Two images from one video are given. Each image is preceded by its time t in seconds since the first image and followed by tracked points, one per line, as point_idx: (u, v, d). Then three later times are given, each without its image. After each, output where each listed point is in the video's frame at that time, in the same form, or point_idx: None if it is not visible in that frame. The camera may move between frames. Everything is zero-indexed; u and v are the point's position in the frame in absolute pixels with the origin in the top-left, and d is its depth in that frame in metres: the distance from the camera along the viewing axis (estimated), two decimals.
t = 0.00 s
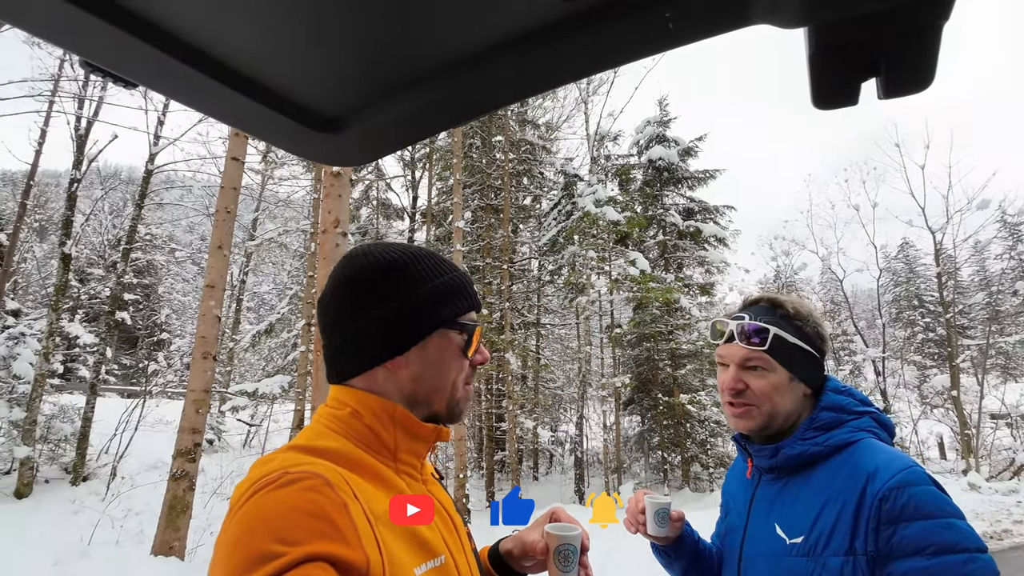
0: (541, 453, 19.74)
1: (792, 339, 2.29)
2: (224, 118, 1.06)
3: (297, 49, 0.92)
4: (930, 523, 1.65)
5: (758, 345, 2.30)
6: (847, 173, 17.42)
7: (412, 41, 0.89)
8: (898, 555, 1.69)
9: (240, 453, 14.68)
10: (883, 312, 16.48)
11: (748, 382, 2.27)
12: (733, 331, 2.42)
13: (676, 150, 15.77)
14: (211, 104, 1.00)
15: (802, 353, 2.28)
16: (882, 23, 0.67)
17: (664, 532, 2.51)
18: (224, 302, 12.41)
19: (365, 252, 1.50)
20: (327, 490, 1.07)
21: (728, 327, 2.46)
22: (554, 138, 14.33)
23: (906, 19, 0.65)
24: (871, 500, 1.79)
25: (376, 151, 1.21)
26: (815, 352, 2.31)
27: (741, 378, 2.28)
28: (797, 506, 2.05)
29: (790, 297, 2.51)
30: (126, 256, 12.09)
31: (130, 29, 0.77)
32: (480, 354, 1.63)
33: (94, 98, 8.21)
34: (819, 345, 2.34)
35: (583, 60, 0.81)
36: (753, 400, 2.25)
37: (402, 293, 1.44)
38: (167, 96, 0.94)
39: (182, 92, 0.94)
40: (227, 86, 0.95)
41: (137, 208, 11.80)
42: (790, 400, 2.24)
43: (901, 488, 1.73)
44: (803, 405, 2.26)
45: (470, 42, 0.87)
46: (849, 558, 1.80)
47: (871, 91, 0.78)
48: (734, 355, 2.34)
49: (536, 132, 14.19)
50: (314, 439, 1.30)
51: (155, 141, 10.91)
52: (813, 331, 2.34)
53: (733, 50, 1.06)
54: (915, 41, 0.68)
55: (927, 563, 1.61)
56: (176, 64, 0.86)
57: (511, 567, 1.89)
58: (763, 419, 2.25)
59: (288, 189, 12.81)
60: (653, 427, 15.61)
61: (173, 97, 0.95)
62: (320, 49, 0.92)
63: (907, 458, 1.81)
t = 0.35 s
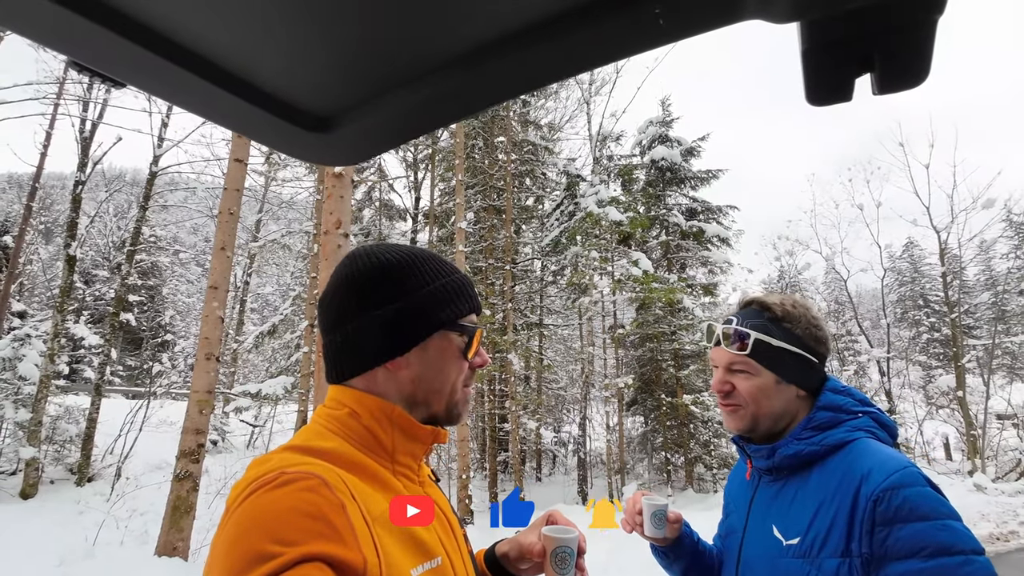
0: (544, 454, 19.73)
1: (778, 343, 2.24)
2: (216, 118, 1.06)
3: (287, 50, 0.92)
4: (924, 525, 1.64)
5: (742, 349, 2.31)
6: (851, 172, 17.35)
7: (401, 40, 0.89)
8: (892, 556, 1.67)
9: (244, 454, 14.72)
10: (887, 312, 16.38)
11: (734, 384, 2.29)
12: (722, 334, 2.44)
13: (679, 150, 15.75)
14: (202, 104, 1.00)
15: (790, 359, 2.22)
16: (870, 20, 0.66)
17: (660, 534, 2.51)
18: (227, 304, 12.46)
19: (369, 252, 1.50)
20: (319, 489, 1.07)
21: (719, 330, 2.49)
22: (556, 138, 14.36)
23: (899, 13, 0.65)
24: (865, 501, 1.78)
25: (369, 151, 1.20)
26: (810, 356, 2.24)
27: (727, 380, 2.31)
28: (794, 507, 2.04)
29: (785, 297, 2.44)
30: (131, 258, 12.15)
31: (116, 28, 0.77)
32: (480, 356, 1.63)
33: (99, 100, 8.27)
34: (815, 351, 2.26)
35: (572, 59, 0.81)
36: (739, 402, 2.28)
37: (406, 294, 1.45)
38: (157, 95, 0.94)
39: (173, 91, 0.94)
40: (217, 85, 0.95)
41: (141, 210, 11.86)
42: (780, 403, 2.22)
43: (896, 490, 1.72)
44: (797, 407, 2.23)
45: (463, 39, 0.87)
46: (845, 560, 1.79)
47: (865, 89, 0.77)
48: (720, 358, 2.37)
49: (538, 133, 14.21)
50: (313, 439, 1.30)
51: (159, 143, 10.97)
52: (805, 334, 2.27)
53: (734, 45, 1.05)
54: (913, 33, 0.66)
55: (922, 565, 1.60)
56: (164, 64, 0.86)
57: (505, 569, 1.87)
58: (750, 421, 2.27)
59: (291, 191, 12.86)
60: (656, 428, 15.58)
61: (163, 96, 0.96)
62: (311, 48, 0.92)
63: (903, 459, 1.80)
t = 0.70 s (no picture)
0: (546, 457, 19.68)
1: (789, 349, 2.23)
2: (211, 117, 1.05)
3: (282, 49, 0.91)
4: (929, 531, 1.62)
5: (752, 354, 2.29)
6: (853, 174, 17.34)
7: (397, 39, 0.89)
8: (895, 563, 1.66)
9: (246, 457, 14.72)
10: (891, 313, 16.30)
11: (743, 387, 2.29)
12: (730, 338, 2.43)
13: (681, 152, 15.76)
14: (197, 104, 1.00)
15: (802, 364, 2.20)
16: (870, 17, 0.66)
17: (661, 538, 2.48)
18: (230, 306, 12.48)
19: (369, 254, 1.50)
20: (318, 494, 1.06)
21: (728, 332, 2.47)
22: (557, 140, 14.41)
23: (900, 8, 0.64)
24: (869, 505, 1.77)
25: (365, 151, 1.20)
26: (822, 362, 2.22)
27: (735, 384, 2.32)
28: (796, 511, 2.03)
29: (795, 300, 2.43)
30: (134, 260, 12.18)
31: (111, 29, 0.77)
32: (480, 359, 1.63)
33: (102, 104, 8.31)
34: (825, 354, 2.25)
35: (569, 56, 0.81)
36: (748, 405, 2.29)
37: (405, 296, 1.45)
38: (152, 95, 0.94)
39: (167, 91, 0.93)
40: (212, 86, 0.95)
41: (144, 213, 11.91)
42: (787, 405, 2.21)
43: (900, 495, 1.70)
44: (803, 409, 2.22)
45: (460, 38, 0.87)
46: (847, 565, 1.77)
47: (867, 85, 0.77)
48: (730, 362, 2.36)
49: (540, 135, 14.23)
50: (313, 442, 1.29)
51: (162, 147, 11.01)
52: (816, 338, 2.26)
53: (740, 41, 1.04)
54: (918, 29, 0.66)
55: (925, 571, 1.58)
56: (159, 65, 0.86)
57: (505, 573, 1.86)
58: (756, 423, 2.27)
59: (293, 194, 12.90)
60: (658, 430, 15.54)
61: (157, 97, 0.95)
62: (307, 48, 0.91)
63: (908, 464, 1.78)
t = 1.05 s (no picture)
0: (548, 462, 19.62)
1: (789, 347, 2.23)
2: (214, 119, 1.06)
3: (284, 52, 0.92)
4: (934, 534, 1.61)
5: (752, 350, 2.28)
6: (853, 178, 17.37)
7: (400, 41, 0.89)
8: (902, 567, 1.65)
9: (246, 461, 14.68)
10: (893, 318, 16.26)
11: (741, 383, 2.28)
12: (729, 336, 2.42)
13: (681, 156, 15.80)
14: (200, 106, 1.01)
15: (802, 363, 2.20)
16: (874, 16, 0.67)
17: (662, 543, 2.47)
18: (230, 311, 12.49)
19: (370, 257, 1.50)
20: (319, 497, 1.06)
21: (727, 331, 2.46)
22: (558, 145, 14.44)
23: (903, 11, 0.65)
24: (872, 509, 1.76)
25: (367, 153, 1.21)
26: (823, 363, 2.22)
27: (734, 380, 2.30)
28: (800, 516, 2.01)
29: (794, 302, 2.43)
30: (136, 265, 12.22)
31: (115, 29, 0.78)
32: (479, 361, 1.63)
33: (105, 109, 8.36)
34: (823, 353, 2.25)
35: (571, 57, 0.81)
36: (746, 402, 2.27)
37: (405, 298, 1.45)
38: (155, 96, 0.94)
39: (170, 92, 0.94)
40: (213, 86, 0.95)
41: (146, 218, 11.96)
42: (788, 405, 2.21)
43: (904, 498, 1.70)
44: (803, 411, 2.21)
45: (462, 39, 0.88)
46: (853, 571, 1.76)
47: (871, 85, 0.77)
48: (729, 359, 2.34)
49: (541, 140, 14.27)
50: (312, 446, 1.29)
51: (165, 152, 11.06)
52: (815, 338, 2.26)
53: (741, 43, 1.05)
54: (919, 29, 0.66)
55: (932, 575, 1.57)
56: (163, 67, 0.87)
57: None
58: (755, 421, 2.26)
59: (295, 198, 12.92)
60: (660, 435, 15.48)
61: (161, 98, 0.96)
62: (309, 49, 0.92)
63: (911, 466, 1.77)
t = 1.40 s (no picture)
0: (551, 468, 19.55)
1: (789, 343, 2.24)
2: (230, 116, 1.08)
3: (298, 49, 0.95)
4: (939, 525, 1.61)
5: (752, 347, 2.29)
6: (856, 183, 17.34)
7: (412, 39, 0.91)
8: (908, 559, 1.64)
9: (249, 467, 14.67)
10: (896, 322, 16.20)
11: (745, 381, 2.28)
12: (730, 336, 2.43)
13: (683, 161, 15.84)
14: (218, 102, 1.03)
15: (804, 359, 2.21)
16: (875, 10, 0.68)
17: (667, 535, 2.50)
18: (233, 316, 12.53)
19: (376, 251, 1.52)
20: (325, 487, 1.07)
21: (728, 331, 2.47)
22: (560, 151, 14.47)
23: (900, 7, 0.67)
24: (877, 502, 1.75)
25: (377, 149, 1.23)
26: (824, 359, 2.22)
27: (737, 379, 2.30)
28: (806, 513, 2.01)
29: (793, 301, 2.44)
30: (140, 271, 12.27)
31: (138, 25, 0.80)
32: (480, 353, 1.67)
33: (111, 116, 8.44)
34: (823, 348, 2.25)
35: (577, 53, 0.83)
36: (750, 399, 2.26)
37: (413, 284, 1.48)
38: (174, 92, 0.97)
39: (189, 89, 0.97)
40: (231, 83, 0.98)
41: (151, 224, 12.03)
42: (791, 401, 2.20)
43: (908, 490, 1.69)
44: (806, 407, 2.22)
45: (471, 38, 0.90)
46: (859, 564, 1.76)
47: (872, 79, 0.78)
48: (731, 359, 2.35)
49: (543, 145, 14.32)
50: (321, 439, 1.30)
51: (169, 158, 11.14)
52: (816, 334, 2.27)
53: (743, 43, 1.06)
54: (914, 28, 0.68)
55: (939, 567, 1.56)
56: (183, 64, 0.90)
57: (518, 569, 1.85)
58: (760, 418, 2.24)
59: (299, 204, 12.99)
60: (663, 440, 15.42)
61: (179, 93, 0.98)
62: (324, 46, 0.94)
63: (915, 459, 1.77)
